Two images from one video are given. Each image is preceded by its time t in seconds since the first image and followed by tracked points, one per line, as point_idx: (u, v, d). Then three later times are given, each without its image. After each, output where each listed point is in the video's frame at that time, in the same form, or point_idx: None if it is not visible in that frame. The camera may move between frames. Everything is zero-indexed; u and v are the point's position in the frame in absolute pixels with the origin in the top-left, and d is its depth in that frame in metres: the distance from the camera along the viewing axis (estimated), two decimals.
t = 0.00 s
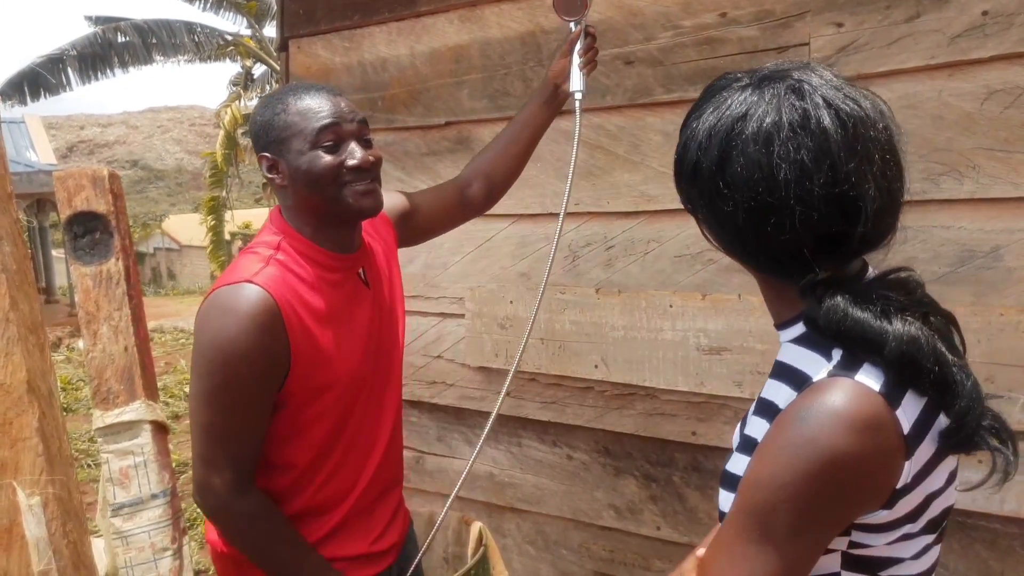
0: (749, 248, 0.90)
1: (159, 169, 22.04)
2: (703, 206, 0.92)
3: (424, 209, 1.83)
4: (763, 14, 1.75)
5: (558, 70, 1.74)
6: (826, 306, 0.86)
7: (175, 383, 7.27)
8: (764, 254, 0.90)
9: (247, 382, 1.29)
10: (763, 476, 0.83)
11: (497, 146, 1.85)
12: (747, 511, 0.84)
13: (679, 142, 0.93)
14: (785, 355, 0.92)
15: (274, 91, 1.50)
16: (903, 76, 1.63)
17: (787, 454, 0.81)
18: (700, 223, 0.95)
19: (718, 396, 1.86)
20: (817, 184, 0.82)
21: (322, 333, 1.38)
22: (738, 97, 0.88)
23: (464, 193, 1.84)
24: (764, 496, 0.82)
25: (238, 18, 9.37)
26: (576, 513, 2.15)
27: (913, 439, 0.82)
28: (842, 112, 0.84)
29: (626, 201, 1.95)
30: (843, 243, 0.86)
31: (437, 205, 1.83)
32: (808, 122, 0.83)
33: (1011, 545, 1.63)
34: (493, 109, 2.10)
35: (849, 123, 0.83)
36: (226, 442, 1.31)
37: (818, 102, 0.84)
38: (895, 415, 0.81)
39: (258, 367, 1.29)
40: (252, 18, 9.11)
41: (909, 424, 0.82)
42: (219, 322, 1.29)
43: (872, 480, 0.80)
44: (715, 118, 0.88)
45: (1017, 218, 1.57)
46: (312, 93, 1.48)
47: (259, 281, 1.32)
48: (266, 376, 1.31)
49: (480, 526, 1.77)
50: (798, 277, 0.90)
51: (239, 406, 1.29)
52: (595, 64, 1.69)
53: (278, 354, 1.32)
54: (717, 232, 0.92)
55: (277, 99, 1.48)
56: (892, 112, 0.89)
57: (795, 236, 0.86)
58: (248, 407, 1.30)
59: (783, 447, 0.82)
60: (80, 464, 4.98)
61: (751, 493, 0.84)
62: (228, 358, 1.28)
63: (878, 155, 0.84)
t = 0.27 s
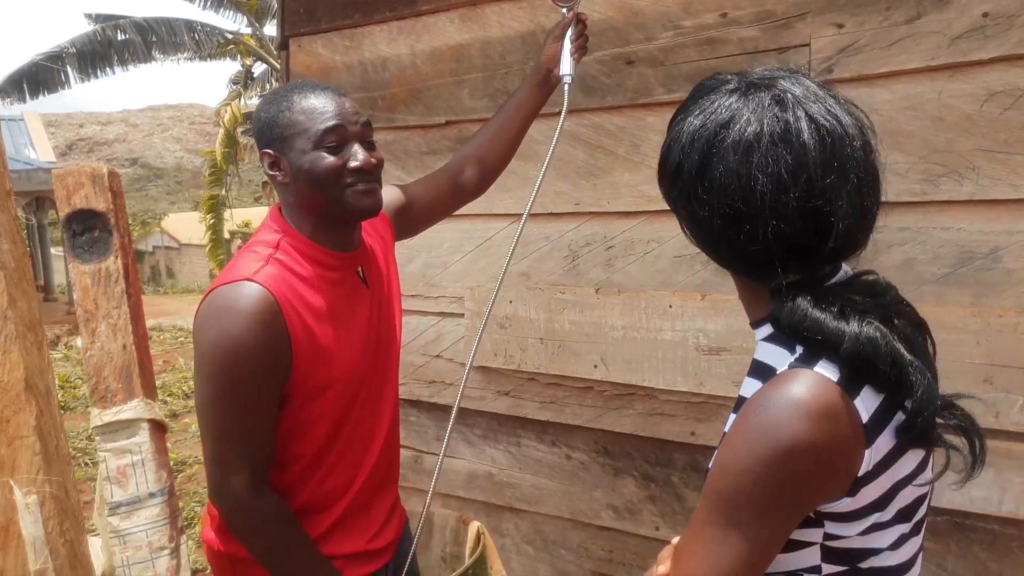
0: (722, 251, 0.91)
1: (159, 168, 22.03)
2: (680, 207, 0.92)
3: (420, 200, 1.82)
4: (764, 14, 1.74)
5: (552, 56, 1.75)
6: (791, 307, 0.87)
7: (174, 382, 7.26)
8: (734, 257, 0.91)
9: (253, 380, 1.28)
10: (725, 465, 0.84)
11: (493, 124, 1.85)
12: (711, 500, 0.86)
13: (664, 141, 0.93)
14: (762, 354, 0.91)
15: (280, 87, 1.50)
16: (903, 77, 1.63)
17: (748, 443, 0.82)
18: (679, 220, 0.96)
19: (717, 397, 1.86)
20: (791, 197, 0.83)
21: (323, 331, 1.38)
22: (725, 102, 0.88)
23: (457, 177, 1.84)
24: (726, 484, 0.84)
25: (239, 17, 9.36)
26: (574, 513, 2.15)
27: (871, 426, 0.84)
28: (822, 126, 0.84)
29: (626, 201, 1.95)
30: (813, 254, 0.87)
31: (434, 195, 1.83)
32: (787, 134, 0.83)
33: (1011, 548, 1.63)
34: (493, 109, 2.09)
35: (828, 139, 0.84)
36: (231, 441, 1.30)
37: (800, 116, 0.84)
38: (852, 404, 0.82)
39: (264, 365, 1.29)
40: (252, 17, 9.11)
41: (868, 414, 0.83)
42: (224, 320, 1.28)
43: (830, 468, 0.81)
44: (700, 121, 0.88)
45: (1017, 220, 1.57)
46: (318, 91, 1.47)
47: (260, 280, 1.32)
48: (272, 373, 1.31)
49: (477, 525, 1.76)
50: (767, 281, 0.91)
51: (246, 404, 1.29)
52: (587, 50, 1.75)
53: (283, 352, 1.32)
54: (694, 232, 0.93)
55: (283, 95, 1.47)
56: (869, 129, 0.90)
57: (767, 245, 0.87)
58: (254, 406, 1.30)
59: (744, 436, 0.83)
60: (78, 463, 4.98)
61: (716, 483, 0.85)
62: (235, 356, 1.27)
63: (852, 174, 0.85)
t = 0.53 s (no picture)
0: (728, 251, 0.93)
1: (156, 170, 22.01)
2: (689, 208, 0.95)
3: (421, 200, 1.83)
4: (762, 21, 1.75)
5: (544, 50, 1.82)
6: (792, 296, 0.91)
7: (173, 385, 7.25)
8: (739, 257, 0.93)
9: (258, 382, 1.29)
10: (763, 447, 0.86)
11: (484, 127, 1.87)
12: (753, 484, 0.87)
13: (670, 147, 0.96)
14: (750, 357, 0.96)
15: (286, 93, 1.51)
16: (901, 83, 1.64)
17: (784, 421, 0.85)
18: (683, 224, 0.98)
19: (716, 402, 1.86)
20: (806, 194, 0.87)
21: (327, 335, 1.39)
22: (731, 111, 0.92)
23: (458, 175, 1.85)
24: (766, 466, 0.85)
25: (238, 20, 9.37)
26: (573, 519, 2.15)
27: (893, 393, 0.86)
28: (829, 134, 0.90)
29: (625, 206, 1.96)
30: (815, 256, 0.92)
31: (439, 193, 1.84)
32: (802, 137, 0.88)
33: (1010, 553, 1.63)
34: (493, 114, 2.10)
35: (836, 145, 0.89)
36: (234, 443, 1.31)
37: (809, 123, 0.89)
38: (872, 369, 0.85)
39: (267, 366, 1.30)
40: (251, 20, 9.13)
41: (889, 377, 0.86)
42: (230, 321, 1.29)
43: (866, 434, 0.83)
44: (709, 128, 0.91)
45: (1015, 226, 1.58)
46: (323, 98, 1.48)
47: (261, 286, 1.32)
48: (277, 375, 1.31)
49: (475, 531, 1.77)
50: (767, 276, 0.94)
51: (251, 406, 1.29)
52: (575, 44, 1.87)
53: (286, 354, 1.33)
54: (701, 234, 0.95)
55: (289, 102, 1.49)
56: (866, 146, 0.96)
57: (777, 242, 0.90)
58: (257, 411, 1.30)
59: (778, 415, 0.85)
60: (76, 468, 4.97)
61: (756, 466, 0.87)
62: (239, 358, 1.28)
63: (859, 179, 0.90)
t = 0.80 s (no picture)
0: (739, 269, 0.94)
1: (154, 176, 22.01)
2: (698, 228, 0.96)
3: (427, 211, 1.83)
4: (759, 33, 1.76)
5: (551, 65, 1.84)
6: (810, 311, 0.92)
7: (169, 394, 7.23)
8: (752, 273, 0.94)
9: (268, 395, 1.29)
10: (794, 461, 0.87)
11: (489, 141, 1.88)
12: (785, 498, 0.87)
13: (672, 172, 0.98)
14: (765, 379, 0.98)
15: (292, 109, 1.52)
16: (897, 95, 1.64)
17: (814, 434, 0.85)
18: (692, 245, 0.99)
19: (714, 413, 1.86)
20: (815, 204, 0.88)
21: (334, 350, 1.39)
22: (732, 133, 0.94)
23: (463, 186, 1.86)
24: (798, 479, 0.86)
25: (238, 29, 9.40)
26: (571, 530, 2.15)
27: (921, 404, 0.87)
28: (831, 149, 0.92)
29: (623, 217, 1.96)
30: (824, 269, 0.93)
31: (441, 205, 1.84)
32: (806, 152, 0.91)
33: (1008, 566, 1.63)
34: (492, 124, 2.10)
35: (839, 158, 0.92)
36: (246, 454, 1.31)
37: (808, 139, 0.92)
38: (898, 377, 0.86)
39: (276, 379, 1.30)
40: (251, 29, 9.17)
41: (916, 388, 0.87)
42: (240, 335, 1.29)
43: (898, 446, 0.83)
44: (711, 151, 0.94)
45: (1011, 238, 1.58)
46: (333, 114, 1.48)
47: (268, 302, 1.32)
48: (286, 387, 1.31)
49: (473, 544, 1.77)
50: (783, 293, 0.95)
51: (260, 420, 1.29)
52: (580, 59, 1.93)
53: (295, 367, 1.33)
54: (711, 253, 0.96)
55: (297, 116, 1.49)
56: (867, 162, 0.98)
57: (789, 255, 0.91)
58: (269, 423, 1.30)
59: (809, 428, 0.86)
60: (72, 476, 4.96)
61: (787, 480, 0.87)
62: (248, 371, 1.27)
63: (861, 189, 0.92)
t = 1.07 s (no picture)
0: (784, 270, 0.93)
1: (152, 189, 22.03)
2: (742, 229, 0.95)
3: (431, 227, 1.84)
4: (756, 52, 1.78)
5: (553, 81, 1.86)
6: (851, 322, 0.91)
7: (164, 408, 7.19)
8: (801, 274, 0.92)
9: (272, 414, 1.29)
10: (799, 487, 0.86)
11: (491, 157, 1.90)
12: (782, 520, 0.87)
13: (717, 174, 0.98)
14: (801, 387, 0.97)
15: (300, 129, 1.52)
16: (892, 114, 1.66)
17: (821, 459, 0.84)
18: (735, 246, 0.98)
19: (712, 430, 1.86)
20: (865, 202, 0.88)
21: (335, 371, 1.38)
22: (775, 134, 0.94)
23: (468, 203, 1.88)
24: (797, 503, 0.85)
25: (239, 44, 9.46)
26: (568, 548, 2.14)
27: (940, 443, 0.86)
28: (876, 147, 0.92)
29: (621, 233, 1.97)
30: (875, 271, 0.91)
31: (449, 223, 1.86)
32: (853, 150, 0.90)
33: None
34: (491, 140, 2.12)
35: (886, 155, 0.91)
36: (248, 473, 1.30)
37: (854, 136, 0.92)
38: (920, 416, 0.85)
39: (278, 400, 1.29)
40: (252, 44, 9.24)
41: (935, 428, 0.86)
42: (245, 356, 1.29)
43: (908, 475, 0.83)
44: (755, 152, 0.94)
45: (1007, 256, 1.59)
46: (340, 133, 1.48)
47: (275, 321, 1.32)
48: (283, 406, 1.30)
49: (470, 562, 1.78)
50: (831, 299, 0.94)
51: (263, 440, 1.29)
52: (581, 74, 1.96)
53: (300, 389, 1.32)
54: (754, 255, 0.95)
55: (305, 136, 1.49)
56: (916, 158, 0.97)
57: (837, 256, 0.90)
58: (272, 443, 1.30)
59: (816, 455, 0.85)
60: (66, 490, 4.93)
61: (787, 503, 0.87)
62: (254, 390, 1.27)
63: (912, 188, 0.92)
